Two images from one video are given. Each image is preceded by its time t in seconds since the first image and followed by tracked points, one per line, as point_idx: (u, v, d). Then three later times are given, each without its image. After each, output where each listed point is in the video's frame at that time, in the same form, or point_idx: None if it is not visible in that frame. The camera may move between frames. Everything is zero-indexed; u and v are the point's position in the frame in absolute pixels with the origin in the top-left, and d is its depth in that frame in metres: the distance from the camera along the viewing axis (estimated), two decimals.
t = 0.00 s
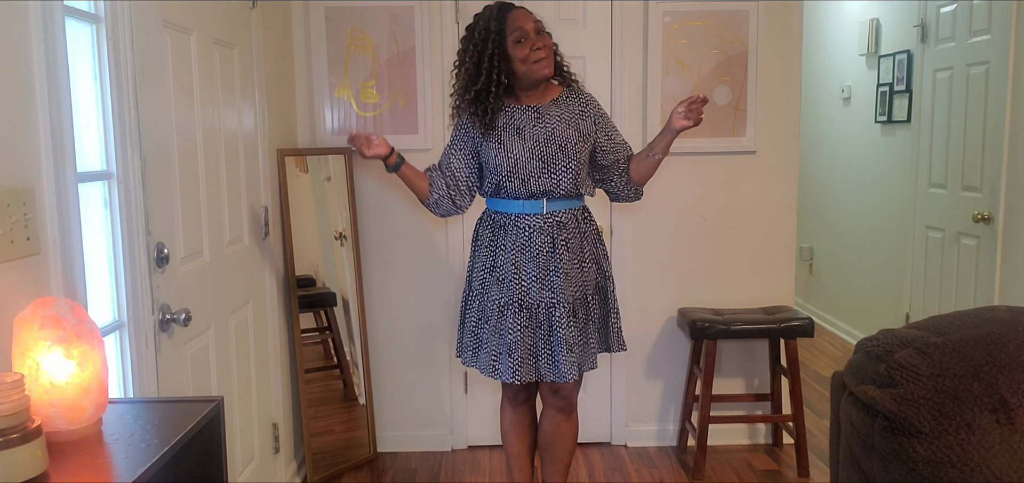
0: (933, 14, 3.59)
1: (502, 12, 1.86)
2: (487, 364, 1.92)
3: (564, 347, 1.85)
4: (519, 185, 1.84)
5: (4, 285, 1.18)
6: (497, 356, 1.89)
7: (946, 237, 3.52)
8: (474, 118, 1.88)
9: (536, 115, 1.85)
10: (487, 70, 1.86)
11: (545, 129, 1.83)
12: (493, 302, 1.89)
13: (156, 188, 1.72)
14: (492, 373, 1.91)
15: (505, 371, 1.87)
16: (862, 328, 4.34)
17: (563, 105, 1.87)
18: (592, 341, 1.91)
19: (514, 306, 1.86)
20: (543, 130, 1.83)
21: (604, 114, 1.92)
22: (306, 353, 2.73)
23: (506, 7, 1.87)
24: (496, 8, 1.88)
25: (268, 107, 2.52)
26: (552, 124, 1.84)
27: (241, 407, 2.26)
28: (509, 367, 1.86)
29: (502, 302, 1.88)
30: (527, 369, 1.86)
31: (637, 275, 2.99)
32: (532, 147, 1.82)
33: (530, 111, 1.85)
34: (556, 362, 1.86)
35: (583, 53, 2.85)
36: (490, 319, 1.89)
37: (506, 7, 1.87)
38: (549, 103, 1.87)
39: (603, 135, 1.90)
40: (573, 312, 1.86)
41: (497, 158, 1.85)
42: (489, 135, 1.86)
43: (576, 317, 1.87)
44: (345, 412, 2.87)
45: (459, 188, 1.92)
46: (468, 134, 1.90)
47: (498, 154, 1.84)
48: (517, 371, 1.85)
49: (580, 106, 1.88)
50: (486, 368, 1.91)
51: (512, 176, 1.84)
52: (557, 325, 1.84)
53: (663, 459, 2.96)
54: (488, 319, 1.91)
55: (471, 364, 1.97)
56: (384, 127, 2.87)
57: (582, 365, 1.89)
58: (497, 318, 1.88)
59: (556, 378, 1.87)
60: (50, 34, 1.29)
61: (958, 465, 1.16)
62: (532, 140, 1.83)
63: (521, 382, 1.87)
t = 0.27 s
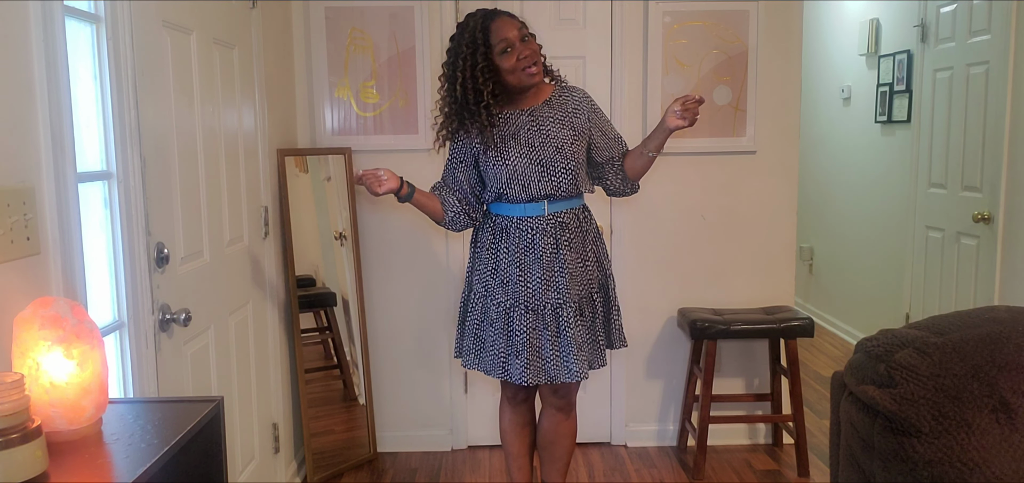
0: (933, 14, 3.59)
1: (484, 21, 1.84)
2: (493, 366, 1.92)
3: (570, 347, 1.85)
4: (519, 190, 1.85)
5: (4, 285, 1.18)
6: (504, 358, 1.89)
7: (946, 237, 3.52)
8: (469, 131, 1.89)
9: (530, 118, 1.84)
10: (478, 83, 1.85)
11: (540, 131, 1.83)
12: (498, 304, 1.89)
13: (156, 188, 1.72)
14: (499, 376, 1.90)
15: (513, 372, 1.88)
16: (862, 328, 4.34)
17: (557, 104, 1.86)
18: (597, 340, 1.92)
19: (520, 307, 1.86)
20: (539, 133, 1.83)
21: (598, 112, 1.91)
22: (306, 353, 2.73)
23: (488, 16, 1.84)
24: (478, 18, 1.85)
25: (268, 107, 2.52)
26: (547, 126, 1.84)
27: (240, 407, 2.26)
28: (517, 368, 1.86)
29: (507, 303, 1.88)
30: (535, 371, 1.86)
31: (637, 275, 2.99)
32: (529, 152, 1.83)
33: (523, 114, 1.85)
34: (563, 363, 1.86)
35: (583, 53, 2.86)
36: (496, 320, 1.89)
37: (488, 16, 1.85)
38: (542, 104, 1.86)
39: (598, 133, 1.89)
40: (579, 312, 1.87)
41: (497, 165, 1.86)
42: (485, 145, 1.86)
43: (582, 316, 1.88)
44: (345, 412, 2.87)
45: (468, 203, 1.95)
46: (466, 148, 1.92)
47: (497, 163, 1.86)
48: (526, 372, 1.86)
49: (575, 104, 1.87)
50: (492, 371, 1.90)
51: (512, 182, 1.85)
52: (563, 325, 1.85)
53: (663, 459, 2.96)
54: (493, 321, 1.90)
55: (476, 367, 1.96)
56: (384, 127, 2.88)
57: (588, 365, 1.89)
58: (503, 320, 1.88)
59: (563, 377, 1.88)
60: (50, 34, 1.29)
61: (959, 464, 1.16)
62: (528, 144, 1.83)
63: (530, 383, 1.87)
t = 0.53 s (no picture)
0: (933, 14, 3.59)
1: (484, 17, 1.88)
2: (486, 363, 1.92)
3: (563, 347, 1.85)
4: (515, 189, 1.85)
5: (4, 285, 1.18)
6: (497, 355, 1.90)
7: (946, 237, 3.52)
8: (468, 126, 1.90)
9: (531, 119, 1.85)
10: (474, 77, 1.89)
11: (540, 132, 1.84)
12: (491, 302, 1.89)
13: (156, 188, 1.72)
14: (492, 372, 1.91)
15: (507, 368, 1.89)
16: (862, 328, 4.34)
17: (559, 107, 1.86)
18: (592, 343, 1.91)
19: (513, 305, 1.87)
20: (538, 134, 1.83)
21: (601, 115, 1.90)
22: (306, 353, 2.73)
23: (488, 12, 1.88)
24: (478, 13, 1.89)
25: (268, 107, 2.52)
26: (547, 127, 1.84)
27: (241, 407, 2.26)
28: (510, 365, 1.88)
29: (501, 301, 1.88)
30: (528, 367, 1.88)
31: (637, 275, 2.99)
32: (527, 152, 1.83)
33: (524, 115, 1.85)
34: (555, 362, 1.86)
35: (583, 53, 2.85)
36: (489, 318, 1.90)
37: (488, 12, 1.88)
38: (544, 105, 1.87)
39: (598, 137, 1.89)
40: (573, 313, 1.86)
41: (496, 163, 1.86)
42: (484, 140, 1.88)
43: (576, 318, 1.87)
44: (345, 412, 2.87)
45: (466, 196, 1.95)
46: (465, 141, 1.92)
47: (496, 161, 1.86)
48: (519, 369, 1.87)
49: (577, 107, 1.87)
50: (485, 368, 1.91)
51: (509, 181, 1.85)
52: (556, 325, 1.85)
53: (663, 459, 2.96)
54: (487, 318, 1.91)
55: (470, 363, 1.97)
56: (384, 127, 2.87)
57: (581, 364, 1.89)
58: (496, 318, 1.89)
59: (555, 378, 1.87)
60: (50, 34, 1.29)
61: (958, 464, 1.17)
62: (527, 144, 1.84)
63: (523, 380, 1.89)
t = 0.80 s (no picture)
0: (933, 14, 3.59)
1: (504, 11, 1.94)
2: (479, 361, 1.93)
3: (556, 346, 1.85)
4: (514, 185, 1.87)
5: (4, 285, 1.18)
6: (490, 352, 1.91)
7: (946, 237, 3.52)
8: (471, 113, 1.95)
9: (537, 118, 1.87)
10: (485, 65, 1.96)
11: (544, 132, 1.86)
12: (486, 299, 1.90)
13: (156, 189, 1.72)
14: (485, 370, 1.92)
15: (500, 366, 1.90)
16: (861, 328, 4.34)
17: (566, 108, 1.88)
18: (587, 344, 1.90)
19: (508, 303, 1.87)
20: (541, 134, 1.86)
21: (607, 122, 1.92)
22: (306, 353, 2.73)
23: (510, 7, 1.94)
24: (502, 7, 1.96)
25: (268, 107, 2.52)
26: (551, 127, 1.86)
27: (241, 407, 2.26)
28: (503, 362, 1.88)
29: (496, 298, 1.89)
30: (521, 365, 1.89)
31: (637, 275, 2.99)
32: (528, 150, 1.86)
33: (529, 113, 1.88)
34: (547, 361, 1.87)
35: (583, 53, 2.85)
36: (484, 315, 1.91)
37: (511, 7, 1.95)
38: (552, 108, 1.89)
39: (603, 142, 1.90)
40: (567, 312, 1.86)
41: (498, 156, 1.89)
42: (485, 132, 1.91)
43: (571, 318, 1.86)
44: (345, 412, 2.87)
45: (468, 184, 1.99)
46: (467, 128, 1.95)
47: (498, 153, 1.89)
48: (512, 367, 1.88)
49: (585, 111, 1.88)
50: (478, 365, 1.92)
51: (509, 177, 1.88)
52: (550, 324, 1.85)
53: (663, 459, 2.96)
54: (481, 315, 1.92)
55: (464, 360, 1.98)
56: (384, 127, 2.88)
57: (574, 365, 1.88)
58: (490, 315, 1.89)
59: (547, 377, 1.88)
60: (50, 34, 1.29)
61: (959, 464, 1.17)
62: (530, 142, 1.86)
63: (516, 377, 1.90)
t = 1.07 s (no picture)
0: (933, 14, 3.60)
1: (534, 9, 1.95)
2: (476, 359, 1.93)
3: (553, 345, 1.85)
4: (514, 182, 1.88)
5: (4, 286, 1.18)
6: (488, 350, 1.91)
7: (946, 237, 3.52)
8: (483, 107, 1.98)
9: (542, 119, 1.90)
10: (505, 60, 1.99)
11: (548, 131, 1.88)
12: (484, 296, 1.90)
13: (156, 189, 1.72)
14: (482, 368, 1.92)
15: (497, 364, 1.90)
16: (861, 328, 4.34)
17: (571, 111, 1.91)
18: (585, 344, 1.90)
19: (505, 300, 1.87)
20: (545, 133, 1.87)
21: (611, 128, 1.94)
22: (306, 353, 2.73)
23: (539, 7, 1.95)
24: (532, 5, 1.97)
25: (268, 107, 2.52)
26: (555, 127, 1.88)
27: (241, 408, 2.26)
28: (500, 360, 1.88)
29: (494, 296, 1.89)
30: (518, 364, 1.88)
31: (637, 275, 2.99)
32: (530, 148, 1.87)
33: (536, 114, 1.90)
34: (544, 360, 1.86)
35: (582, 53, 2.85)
36: (482, 312, 1.91)
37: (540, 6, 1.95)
38: (557, 109, 1.92)
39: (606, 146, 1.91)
40: (564, 310, 1.85)
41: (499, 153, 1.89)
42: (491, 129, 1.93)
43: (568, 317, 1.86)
44: (345, 412, 2.87)
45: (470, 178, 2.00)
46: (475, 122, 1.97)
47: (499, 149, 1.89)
48: (509, 365, 1.88)
49: (588, 114, 1.91)
50: (475, 363, 1.92)
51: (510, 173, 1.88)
52: (547, 321, 1.85)
53: (663, 459, 2.96)
54: (478, 313, 1.92)
55: (462, 359, 1.98)
56: (384, 127, 2.87)
57: (571, 364, 1.88)
58: (488, 313, 1.90)
59: (544, 376, 1.87)
60: (50, 34, 1.29)
61: (959, 464, 1.17)
62: (534, 141, 1.87)
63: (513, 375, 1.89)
